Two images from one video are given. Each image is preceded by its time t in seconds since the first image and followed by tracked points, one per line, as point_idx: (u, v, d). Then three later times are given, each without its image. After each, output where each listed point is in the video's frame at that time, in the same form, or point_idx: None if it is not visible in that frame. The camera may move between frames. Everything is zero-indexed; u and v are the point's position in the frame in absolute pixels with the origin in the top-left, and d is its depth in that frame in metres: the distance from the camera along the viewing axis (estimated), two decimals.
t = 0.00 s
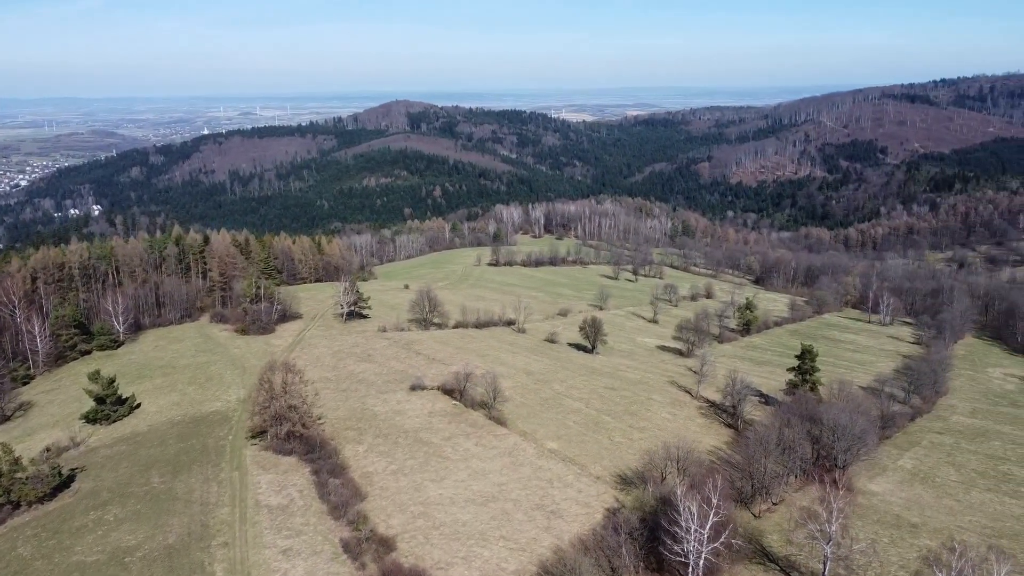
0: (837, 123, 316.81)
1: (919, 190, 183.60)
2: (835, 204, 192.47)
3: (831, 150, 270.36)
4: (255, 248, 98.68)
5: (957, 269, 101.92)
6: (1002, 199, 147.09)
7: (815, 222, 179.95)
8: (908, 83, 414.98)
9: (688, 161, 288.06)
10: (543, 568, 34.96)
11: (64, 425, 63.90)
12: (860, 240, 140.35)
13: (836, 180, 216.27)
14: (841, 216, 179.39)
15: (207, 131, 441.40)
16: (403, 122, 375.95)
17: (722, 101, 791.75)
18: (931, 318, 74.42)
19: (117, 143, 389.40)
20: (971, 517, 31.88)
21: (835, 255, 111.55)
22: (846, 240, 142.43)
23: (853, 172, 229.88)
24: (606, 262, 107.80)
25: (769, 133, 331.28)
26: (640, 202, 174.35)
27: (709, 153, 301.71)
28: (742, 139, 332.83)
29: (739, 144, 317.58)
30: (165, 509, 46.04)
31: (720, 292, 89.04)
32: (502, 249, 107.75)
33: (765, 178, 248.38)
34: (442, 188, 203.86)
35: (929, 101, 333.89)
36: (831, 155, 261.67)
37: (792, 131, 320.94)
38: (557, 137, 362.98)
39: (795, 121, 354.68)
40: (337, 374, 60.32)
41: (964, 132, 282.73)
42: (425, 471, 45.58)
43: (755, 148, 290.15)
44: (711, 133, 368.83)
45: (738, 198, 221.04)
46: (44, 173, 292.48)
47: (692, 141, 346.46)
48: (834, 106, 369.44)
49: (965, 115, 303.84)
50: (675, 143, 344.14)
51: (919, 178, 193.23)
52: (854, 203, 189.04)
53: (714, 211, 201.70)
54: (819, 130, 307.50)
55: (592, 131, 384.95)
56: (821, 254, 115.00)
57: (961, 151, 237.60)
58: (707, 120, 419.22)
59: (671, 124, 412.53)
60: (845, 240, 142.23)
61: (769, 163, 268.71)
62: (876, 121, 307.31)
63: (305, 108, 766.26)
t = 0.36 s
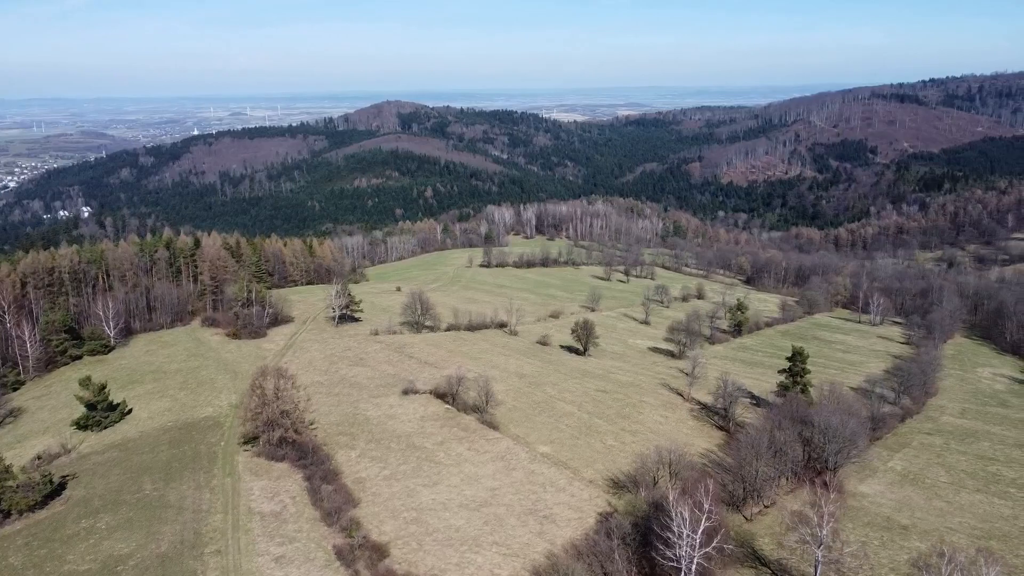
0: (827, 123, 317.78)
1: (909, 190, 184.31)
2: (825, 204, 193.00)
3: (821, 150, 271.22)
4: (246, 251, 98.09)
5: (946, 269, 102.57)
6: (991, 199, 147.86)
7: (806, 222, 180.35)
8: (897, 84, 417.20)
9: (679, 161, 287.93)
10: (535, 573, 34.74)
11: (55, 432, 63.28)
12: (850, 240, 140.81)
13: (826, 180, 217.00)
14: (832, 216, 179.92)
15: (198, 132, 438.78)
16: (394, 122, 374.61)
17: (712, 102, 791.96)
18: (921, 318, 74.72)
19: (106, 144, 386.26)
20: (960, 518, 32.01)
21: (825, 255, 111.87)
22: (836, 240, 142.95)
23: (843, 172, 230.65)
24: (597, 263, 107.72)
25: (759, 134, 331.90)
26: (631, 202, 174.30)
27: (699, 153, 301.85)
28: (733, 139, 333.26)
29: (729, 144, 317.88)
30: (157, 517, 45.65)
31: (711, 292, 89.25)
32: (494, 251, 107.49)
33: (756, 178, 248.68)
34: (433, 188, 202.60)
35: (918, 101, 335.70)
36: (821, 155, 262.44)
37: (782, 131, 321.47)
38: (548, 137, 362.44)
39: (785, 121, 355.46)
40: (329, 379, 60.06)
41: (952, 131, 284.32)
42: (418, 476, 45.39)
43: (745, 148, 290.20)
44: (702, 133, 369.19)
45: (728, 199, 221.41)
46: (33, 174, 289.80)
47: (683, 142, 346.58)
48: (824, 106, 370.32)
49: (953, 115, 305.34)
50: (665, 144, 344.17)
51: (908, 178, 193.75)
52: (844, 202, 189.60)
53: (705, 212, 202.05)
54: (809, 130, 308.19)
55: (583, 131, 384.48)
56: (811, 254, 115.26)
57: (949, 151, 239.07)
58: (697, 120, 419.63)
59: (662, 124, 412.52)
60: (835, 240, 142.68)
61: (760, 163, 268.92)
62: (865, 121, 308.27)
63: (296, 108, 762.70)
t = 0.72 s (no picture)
0: (815, 123, 318.60)
1: (897, 189, 184.83)
2: (815, 203, 193.59)
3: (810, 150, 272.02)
4: (236, 255, 97.37)
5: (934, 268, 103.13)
6: (978, 199, 148.68)
7: (795, 221, 180.78)
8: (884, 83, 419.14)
9: (669, 161, 287.72)
10: None
11: (44, 439, 62.53)
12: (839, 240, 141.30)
13: (815, 180, 217.78)
14: (821, 215, 180.40)
15: (186, 133, 435.41)
16: (384, 123, 372.92)
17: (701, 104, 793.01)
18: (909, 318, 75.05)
19: (94, 145, 382.75)
20: (949, 519, 32.11)
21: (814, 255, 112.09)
22: (826, 240, 143.46)
23: (832, 172, 231.47)
24: (588, 263, 107.60)
25: (748, 134, 332.37)
26: (622, 203, 174.28)
27: (689, 153, 301.88)
28: (722, 139, 333.82)
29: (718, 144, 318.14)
30: (148, 525, 45.16)
31: (702, 293, 89.40)
32: (484, 252, 107.18)
33: (746, 178, 249.07)
34: (424, 189, 201.51)
35: (905, 100, 337.21)
36: (810, 155, 263.38)
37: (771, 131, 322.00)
38: (538, 137, 361.71)
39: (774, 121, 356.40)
40: (320, 384, 59.69)
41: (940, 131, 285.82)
42: (410, 482, 45.05)
43: (734, 148, 290.54)
44: (691, 133, 369.31)
45: (718, 199, 221.85)
46: (20, 176, 286.75)
47: (673, 142, 346.64)
48: (813, 105, 371.64)
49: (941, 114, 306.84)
50: (655, 144, 344.17)
51: (896, 177, 194.42)
52: (833, 202, 190.16)
53: (695, 212, 202.35)
54: (798, 130, 309.12)
55: (572, 132, 383.90)
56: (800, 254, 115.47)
57: (937, 150, 240.43)
58: (687, 120, 419.53)
59: (652, 124, 412.54)
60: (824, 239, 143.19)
61: (749, 163, 269.19)
62: (854, 120, 309.45)
63: (285, 108, 758.52)
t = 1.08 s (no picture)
0: (803, 123, 319.49)
1: (884, 189, 185.69)
2: (802, 204, 194.40)
3: (797, 151, 272.89)
4: (225, 258, 96.60)
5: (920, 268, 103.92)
6: (965, 199, 149.78)
7: (783, 222, 181.33)
8: (871, 84, 421.75)
9: (657, 162, 287.25)
10: None
11: (31, 447, 61.65)
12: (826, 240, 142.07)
13: (803, 180, 218.81)
14: (808, 216, 181.02)
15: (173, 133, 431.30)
16: (372, 123, 371.12)
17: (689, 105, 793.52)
18: (896, 319, 75.50)
19: (81, 146, 378.84)
20: (935, 522, 32.28)
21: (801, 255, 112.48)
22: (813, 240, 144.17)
23: (819, 172, 232.36)
24: (578, 264, 107.56)
25: (736, 135, 333.24)
26: (610, 203, 174.47)
27: (678, 153, 301.99)
28: (710, 139, 334.53)
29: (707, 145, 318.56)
30: (138, 533, 44.63)
31: (690, 294, 89.64)
32: (474, 253, 106.92)
33: (734, 178, 249.98)
34: (413, 189, 200.82)
35: (891, 100, 339.27)
36: (797, 155, 264.58)
37: (759, 131, 322.67)
38: (528, 138, 361.07)
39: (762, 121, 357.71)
40: (309, 389, 59.31)
41: (926, 131, 287.72)
42: (400, 488, 44.71)
43: (723, 148, 291.13)
44: (679, 133, 369.34)
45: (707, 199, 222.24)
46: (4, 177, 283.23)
47: (661, 142, 346.66)
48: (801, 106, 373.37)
49: (927, 114, 308.61)
50: (644, 145, 343.88)
51: (883, 178, 195.31)
52: (820, 203, 190.96)
53: (684, 212, 202.75)
54: (786, 130, 310.50)
55: (561, 132, 383.07)
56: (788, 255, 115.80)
57: (923, 151, 241.98)
58: (675, 120, 419.93)
59: (641, 125, 412.42)
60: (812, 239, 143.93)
61: (737, 163, 269.57)
62: (841, 121, 310.85)
63: (273, 108, 753.98)
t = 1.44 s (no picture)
0: (789, 123, 320.86)
1: (870, 190, 186.81)
2: (789, 204, 195.11)
3: (784, 151, 274.05)
4: (212, 261, 95.74)
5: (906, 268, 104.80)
6: (949, 199, 151.15)
7: (770, 222, 182.01)
8: (856, 85, 425.07)
9: (645, 163, 285.59)
10: None
11: (15, 455, 60.54)
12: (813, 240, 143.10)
13: (789, 180, 219.79)
14: (795, 216, 181.71)
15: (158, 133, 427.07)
16: (359, 124, 369.20)
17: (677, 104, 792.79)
18: (882, 320, 76.04)
19: (65, 147, 374.10)
20: (920, 523, 32.46)
21: (787, 256, 113.01)
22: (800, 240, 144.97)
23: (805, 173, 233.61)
24: (566, 265, 107.56)
25: (723, 135, 334.22)
26: (598, 204, 174.38)
27: (665, 153, 301.66)
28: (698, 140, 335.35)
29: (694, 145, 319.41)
30: (125, 542, 43.91)
31: (678, 295, 89.87)
32: (462, 255, 106.59)
33: (721, 178, 250.77)
34: (401, 190, 199.88)
35: (876, 100, 341.80)
36: (783, 155, 265.85)
37: (745, 132, 323.74)
38: (516, 138, 360.17)
39: (749, 121, 359.17)
40: (298, 394, 58.82)
41: (911, 131, 289.97)
42: (388, 494, 44.27)
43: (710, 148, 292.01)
44: (667, 133, 369.70)
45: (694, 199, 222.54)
46: None
47: (649, 142, 346.82)
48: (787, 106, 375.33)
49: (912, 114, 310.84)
50: (631, 145, 343.59)
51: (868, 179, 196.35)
52: (807, 203, 191.47)
53: (671, 213, 202.87)
54: (772, 130, 312.33)
55: (548, 133, 382.33)
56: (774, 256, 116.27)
57: (908, 151, 244.03)
58: (662, 121, 420.57)
59: (628, 125, 411.99)
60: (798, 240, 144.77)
61: (724, 164, 270.25)
62: (827, 121, 312.70)
63: (259, 108, 748.26)
